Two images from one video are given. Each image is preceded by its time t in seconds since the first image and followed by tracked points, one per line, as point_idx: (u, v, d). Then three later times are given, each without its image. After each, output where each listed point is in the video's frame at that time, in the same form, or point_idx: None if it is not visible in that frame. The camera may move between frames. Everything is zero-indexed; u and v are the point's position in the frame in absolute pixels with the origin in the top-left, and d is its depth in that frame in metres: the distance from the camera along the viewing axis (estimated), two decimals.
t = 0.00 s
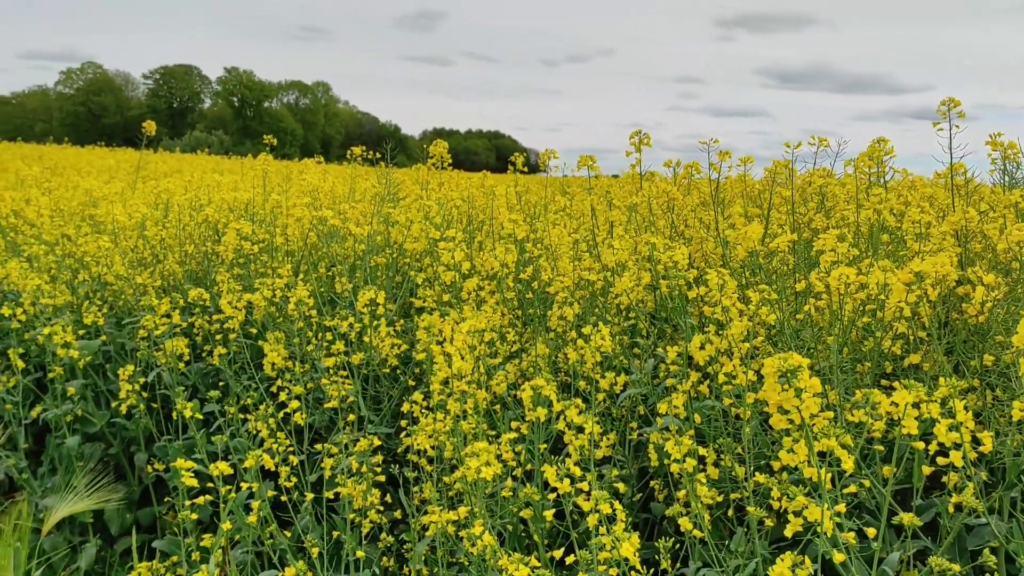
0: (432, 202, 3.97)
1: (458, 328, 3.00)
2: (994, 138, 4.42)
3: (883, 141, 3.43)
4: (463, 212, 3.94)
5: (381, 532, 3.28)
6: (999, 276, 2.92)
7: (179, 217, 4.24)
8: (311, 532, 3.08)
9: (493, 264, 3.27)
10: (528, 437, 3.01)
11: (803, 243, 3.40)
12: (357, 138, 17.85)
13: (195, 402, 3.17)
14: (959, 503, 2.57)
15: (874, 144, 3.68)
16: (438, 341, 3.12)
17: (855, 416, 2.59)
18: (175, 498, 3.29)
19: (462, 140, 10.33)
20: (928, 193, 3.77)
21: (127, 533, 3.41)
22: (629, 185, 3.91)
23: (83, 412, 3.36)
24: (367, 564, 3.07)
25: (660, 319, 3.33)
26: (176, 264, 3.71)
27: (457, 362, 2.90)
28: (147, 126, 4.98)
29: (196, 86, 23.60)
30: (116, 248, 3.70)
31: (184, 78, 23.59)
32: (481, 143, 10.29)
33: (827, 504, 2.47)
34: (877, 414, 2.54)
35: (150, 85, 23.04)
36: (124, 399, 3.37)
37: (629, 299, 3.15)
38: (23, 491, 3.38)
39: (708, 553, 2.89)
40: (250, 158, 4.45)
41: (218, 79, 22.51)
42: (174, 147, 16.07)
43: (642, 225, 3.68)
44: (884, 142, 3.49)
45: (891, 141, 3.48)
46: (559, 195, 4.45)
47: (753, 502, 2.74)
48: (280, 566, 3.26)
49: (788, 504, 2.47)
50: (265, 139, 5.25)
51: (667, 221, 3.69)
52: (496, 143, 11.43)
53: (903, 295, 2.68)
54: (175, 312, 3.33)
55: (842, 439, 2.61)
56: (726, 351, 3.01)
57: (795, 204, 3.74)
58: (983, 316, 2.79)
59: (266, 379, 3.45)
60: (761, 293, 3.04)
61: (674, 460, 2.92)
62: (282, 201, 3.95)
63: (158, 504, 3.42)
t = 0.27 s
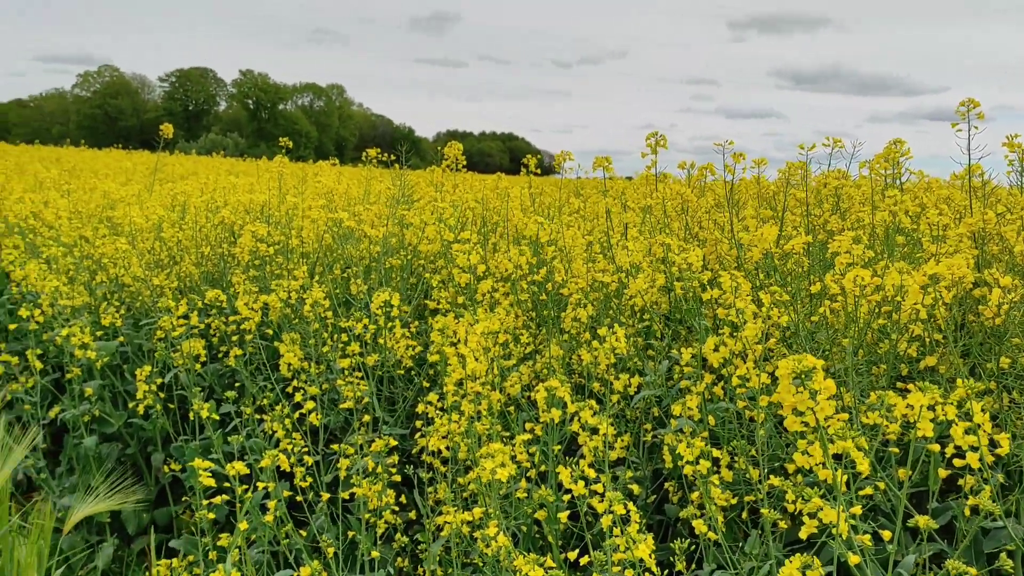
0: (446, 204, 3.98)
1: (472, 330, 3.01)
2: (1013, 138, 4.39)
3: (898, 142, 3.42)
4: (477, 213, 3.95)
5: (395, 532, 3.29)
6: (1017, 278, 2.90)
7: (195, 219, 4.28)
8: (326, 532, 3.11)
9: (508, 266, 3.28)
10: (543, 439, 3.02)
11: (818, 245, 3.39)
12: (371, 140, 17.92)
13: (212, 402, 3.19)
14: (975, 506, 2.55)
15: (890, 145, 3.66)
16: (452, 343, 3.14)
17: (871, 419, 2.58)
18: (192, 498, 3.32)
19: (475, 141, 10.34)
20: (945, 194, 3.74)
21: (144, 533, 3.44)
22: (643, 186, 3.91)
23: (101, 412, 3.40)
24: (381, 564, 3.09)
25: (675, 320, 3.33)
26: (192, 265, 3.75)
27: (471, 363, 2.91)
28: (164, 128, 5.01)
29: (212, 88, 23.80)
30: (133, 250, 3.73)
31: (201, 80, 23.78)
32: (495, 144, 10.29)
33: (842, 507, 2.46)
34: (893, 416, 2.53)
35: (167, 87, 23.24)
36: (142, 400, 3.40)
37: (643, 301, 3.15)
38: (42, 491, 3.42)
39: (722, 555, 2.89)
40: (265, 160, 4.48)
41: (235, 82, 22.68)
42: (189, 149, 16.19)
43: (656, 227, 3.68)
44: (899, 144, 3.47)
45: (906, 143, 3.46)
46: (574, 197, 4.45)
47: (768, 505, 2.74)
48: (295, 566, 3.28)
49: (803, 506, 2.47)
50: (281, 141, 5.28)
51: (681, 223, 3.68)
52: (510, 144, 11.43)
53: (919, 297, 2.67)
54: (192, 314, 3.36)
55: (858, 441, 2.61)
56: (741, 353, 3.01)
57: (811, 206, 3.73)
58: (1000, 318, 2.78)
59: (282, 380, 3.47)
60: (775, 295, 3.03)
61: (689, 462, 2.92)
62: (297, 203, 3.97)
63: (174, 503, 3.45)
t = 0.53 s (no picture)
0: (463, 206, 3.99)
1: (489, 331, 3.02)
2: None
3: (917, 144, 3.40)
4: (493, 215, 3.96)
5: (412, 533, 3.31)
6: None
7: (213, 220, 4.31)
8: (344, 532, 3.12)
9: (525, 267, 3.28)
10: (560, 440, 3.02)
11: (836, 247, 3.38)
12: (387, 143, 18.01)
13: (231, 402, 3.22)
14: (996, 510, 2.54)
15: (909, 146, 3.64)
16: (470, 344, 3.15)
17: (890, 421, 2.57)
18: (210, 498, 3.35)
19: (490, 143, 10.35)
20: (965, 196, 3.72)
21: (162, 532, 3.47)
22: (659, 188, 3.90)
23: (121, 412, 3.43)
24: (399, 564, 3.10)
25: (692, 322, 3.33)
26: (212, 267, 3.77)
27: (488, 364, 2.92)
28: (183, 130, 5.06)
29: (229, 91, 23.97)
30: (153, 252, 3.77)
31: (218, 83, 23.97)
32: (510, 146, 10.31)
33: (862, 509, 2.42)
34: (912, 418, 2.52)
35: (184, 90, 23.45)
36: (161, 400, 3.43)
37: (660, 302, 3.15)
38: (63, 490, 3.46)
39: (740, 557, 2.89)
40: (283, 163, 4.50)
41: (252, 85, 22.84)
42: (205, 151, 16.31)
43: (673, 228, 3.67)
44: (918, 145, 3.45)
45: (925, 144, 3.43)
46: (590, 199, 4.44)
47: (786, 507, 2.73)
48: (313, 565, 3.30)
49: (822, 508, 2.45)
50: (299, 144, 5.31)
51: (699, 224, 3.67)
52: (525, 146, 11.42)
53: (939, 299, 2.65)
54: (211, 314, 3.39)
55: (877, 444, 2.59)
56: (759, 354, 3.00)
57: (829, 208, 3.72)
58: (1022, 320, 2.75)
59: (300, 380, 3.49)
60: (794, 297, 3.03)
61: (706, 463, 2.92)
62: (315, 204, 4.00)
63: (192, 503, 3.48)
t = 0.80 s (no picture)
0: (480, 207, 4.00)
1: (506, 332, 3.02)
2: None
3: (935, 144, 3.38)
4: (509, 216, 3.97)
5: (429, 533, 3.32)
6: None
7: (231, 221, 4.34)
8: (361, 532, 3.14)
9: (541, 268, 3.29)
10: (576, 441, 3.02)
11: (854, 248, 3.36)
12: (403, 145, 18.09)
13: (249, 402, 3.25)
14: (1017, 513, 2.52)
15: (927, 146, 3.62)
16: (486, 345, 3.16)
17: (909, 423, 2.56)
18: (229, 497, 3.38)
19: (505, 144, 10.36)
20: (984, 197, 3.69)
21: (181, 531, 3.50)
22: (675, 189, 3.90)
23: (140, 412, 3.46)
24: (415, 564, 3.12)
25: (709, 323, 3.32)
26: (230, 268, 3.80)
27: (505, 365, 2.92)
28: (200, 132, 5.09)
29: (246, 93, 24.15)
30: (172, 253, 3.80)
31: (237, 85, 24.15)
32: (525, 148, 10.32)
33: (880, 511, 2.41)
34: (932, 420, 2.50)
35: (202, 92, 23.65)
36: (180, 400, 3.45)
37: (676, 304, 3.15)
38: (83, 489, 3.48)
39: (757, 559, 2.88)
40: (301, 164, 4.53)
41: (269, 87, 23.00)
42: (221, 153, 16.43)
43: (690, 229, 3.67)
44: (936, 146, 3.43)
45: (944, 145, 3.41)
46: (606, 200, 4.44)
47: (804, 509, 2.72)
48: (330, 565, 3.32)
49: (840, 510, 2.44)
50: (316, 145, 5.34)
51: (715, 225, 3.67)
52: (540, 147, 11.43)
53: (959, 300, 2.63)
54: (230, 315, 3.42)
55: (895, 446, 2.58)
56: (776, 356, 2.99)
57: (846, 209, 3.70)
58: None
59: (317, 381, 3.52)
60: (812, 298, 3.02)
61: (723, 465, 2.91)
62: (332, 206, 4.02)
63: (211, 502, 3.51)
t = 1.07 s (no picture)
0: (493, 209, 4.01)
1: (519, 333, 3.03)
2: None
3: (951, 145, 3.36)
4: (522, 217, 3.98)
5: (442, 533, 3.33)
6: None
7: (246, 222, 4.37)
8: (374, 531, 3.15)
9: (554, 269, 3.29)
10: (589, 442, 3.02)
11: (869, 249, 3.35)
12: (416, 145, 18.13)
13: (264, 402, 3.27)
14: None
15: (942, 147, 3.60)
16: (499, 346, 3.17)
17: (923, 424, 2.55)
18: (243, 497, 3.40)
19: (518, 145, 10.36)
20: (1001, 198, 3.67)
21: (196, 530, 3.53)
22: (688, 190, 3.89)
23: (156, 411, 3.48)
24: (429, 564, 3.13)
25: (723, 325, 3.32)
26: (245, 269, 3.83)
27: (518, 366, 2.93)
28: (215, 134, 5.13)
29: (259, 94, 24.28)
30: (188, 254, 3.83)
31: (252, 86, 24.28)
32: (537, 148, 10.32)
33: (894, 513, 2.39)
34: (947, 421, 2.49)
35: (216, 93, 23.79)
36: (195, 400, 3.49)
37: (690, 305, 3.14)
38: (99, 488, 3.51)
39: (771, 561, 2.87)
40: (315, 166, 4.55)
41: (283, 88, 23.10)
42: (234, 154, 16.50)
43: (704, 230, 3.66)
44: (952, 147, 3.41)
45: (959, 146, 3.39)
46: (619, 201, 4.44)
47: (818, 511, 2.72)
48: (343, 564, 3.34)
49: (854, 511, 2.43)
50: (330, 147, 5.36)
51: (729, 226, 3.66)
52: (552, 148, 11.41)
53: (975, 302, 2.62)
54: (245, 316, 3.44)
55: (910, 448, 2.57)
56: (790, 358, 2.98)
57: (861, 210, 3.69)
58: None
59: (331, 381, 3.54)
60: (826, 299, 3.01)
61: (737, 466, 2.91)
62: (345, 207, 4.04)
63: (226, 502, 3.53)
